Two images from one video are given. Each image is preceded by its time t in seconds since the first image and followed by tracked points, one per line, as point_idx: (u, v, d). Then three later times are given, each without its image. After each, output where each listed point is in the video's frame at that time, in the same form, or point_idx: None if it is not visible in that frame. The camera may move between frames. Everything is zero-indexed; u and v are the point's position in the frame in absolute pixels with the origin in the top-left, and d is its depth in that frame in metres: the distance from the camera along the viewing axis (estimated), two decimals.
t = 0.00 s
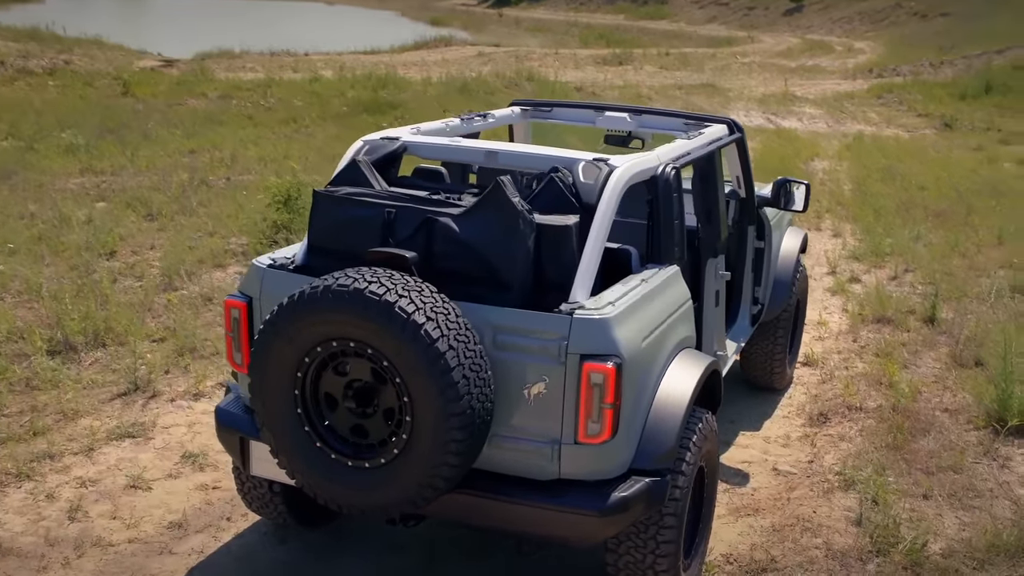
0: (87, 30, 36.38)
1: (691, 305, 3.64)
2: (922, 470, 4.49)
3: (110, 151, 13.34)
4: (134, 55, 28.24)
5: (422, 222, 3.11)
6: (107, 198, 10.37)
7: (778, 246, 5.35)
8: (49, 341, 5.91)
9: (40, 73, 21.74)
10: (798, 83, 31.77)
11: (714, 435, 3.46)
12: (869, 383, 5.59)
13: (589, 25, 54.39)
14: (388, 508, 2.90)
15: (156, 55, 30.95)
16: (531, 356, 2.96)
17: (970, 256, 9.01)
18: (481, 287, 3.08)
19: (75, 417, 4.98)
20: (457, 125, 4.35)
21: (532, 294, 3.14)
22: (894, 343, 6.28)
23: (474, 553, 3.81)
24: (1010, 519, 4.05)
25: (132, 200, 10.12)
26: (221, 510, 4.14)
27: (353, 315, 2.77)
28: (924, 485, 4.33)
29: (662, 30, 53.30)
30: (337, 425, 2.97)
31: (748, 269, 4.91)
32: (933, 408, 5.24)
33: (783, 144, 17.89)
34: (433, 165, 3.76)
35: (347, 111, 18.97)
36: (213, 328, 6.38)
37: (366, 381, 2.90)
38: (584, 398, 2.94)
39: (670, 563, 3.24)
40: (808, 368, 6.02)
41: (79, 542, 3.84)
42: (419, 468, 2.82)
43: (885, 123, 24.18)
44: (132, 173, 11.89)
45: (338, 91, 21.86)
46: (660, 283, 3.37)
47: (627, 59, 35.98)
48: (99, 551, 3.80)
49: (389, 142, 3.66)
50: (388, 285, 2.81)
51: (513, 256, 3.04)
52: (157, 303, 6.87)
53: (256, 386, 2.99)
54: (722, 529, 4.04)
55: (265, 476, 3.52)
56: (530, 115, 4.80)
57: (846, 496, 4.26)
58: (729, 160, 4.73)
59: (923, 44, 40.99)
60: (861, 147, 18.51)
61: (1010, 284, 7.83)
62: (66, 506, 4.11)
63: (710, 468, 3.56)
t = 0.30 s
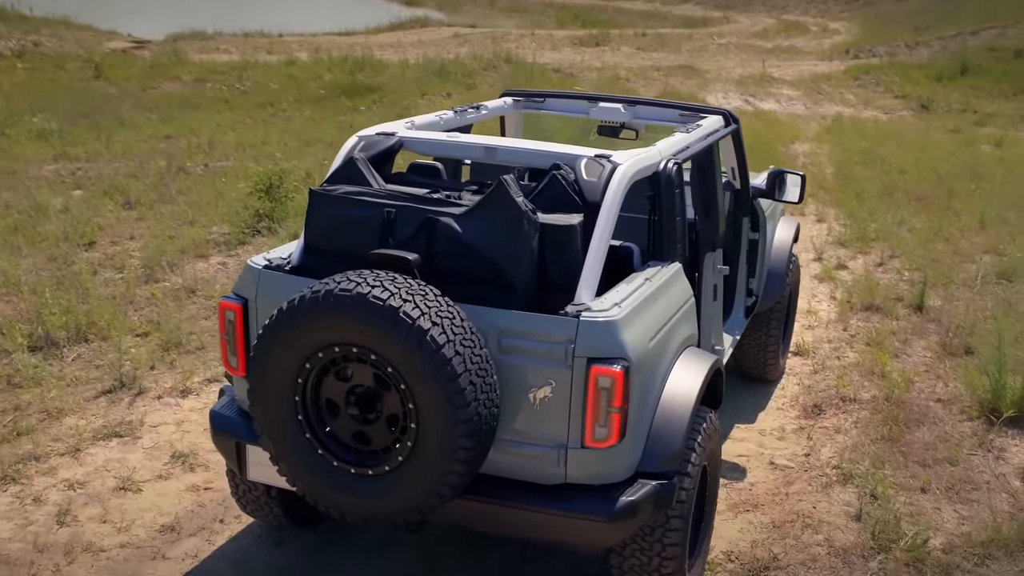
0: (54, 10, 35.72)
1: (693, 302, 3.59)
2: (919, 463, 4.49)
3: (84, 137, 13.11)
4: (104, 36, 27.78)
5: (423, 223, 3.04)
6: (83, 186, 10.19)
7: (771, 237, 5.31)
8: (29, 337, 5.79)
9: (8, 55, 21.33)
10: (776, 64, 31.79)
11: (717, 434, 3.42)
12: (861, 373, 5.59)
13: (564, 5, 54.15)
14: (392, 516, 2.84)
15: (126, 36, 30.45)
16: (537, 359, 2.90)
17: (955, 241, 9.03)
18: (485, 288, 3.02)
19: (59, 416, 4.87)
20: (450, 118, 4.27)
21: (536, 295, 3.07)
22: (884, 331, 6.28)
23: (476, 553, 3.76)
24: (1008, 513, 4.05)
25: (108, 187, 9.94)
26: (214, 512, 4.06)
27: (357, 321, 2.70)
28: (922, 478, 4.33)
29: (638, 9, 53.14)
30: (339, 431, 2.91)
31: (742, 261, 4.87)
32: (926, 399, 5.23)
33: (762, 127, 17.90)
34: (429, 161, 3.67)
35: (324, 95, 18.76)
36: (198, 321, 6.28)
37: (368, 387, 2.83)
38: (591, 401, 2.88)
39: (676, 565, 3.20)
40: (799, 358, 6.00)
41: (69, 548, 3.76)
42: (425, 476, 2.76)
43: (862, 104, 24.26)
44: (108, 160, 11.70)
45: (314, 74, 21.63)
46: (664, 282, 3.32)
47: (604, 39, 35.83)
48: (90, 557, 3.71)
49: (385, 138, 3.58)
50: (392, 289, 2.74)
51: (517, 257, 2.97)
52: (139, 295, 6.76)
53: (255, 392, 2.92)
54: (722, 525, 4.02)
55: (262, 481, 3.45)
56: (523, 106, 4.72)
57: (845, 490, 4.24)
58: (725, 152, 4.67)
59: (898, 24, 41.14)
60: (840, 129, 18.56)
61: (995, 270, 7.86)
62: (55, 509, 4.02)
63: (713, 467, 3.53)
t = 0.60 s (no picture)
0: None
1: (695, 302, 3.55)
2: (915, 457, 4.49)
3: (57, 124, 12.88)
4: (73, 19, 27.32)
5: (425, 225, 2.97)
6: (58, 176, 10.01)
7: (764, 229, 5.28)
8: (11, 336, 5.67)
9: None
10: (752, 47, 31.80)
11: (721, 435, 3.39)
12: (853, 365, 5.58)
13: None
14: (398, 527, 2.78)
15: (95, 18, 29.95)
16: (544, 365, 2.85)
17: (939, 228, 9.06)
18: (489, 292, 2.96)
19: (44, 417, 4.77)
20: (445, 113, 4.20)
21: (541, 299, 3.02)
22: (874, 322, 6.28)
23: (477, 556, 3.71)
24: (1006, 509, 4.06)
25: (84, 177, 9.77)
26: (208, 516, 3.99)
27: (362, 329, 2.63)
28: (920, 473, 4.32)
29: None
30: (343, 440, 2.84)
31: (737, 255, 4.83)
32: (919, 391, 5.24)
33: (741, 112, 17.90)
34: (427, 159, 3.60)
35: (300, 80, 18.56)
36: (182, 317, 6.18)
37: (373, 395, 2.77)
38: (600, 408, 2.84)
39: (683, 569, 3.17)
40: (790, 349, 5.99)
41: (60, 556, 3.67)
42: (431, 486, 2.70)
43: (839, 88, 24.33)
44: (82, 148, 11.50)
45: (289, 59, 21.39)
46: (669, 282, 3.28)
47: (579, 22, 35.68)
48: (82, 566, 3.63)
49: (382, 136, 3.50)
50: (397, 296, 2.68)
51: (523, 261, 2.91)
52: (121, 290, 6.64)
53: (255, 400, 2.85)
54: (722, 523, 3.99)
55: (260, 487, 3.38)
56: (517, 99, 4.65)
57: (844, 486, 4.23)
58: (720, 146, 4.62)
59: (873, 7, 41.26)
60: (818, 114, 18.59)
61: (980, 257, 7.89)
62: (44, 516, 3.93)
63: (716, 468, 3.49)
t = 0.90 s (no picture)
0: None
1: (699, 303, 3.50)
2: (912, 453, 4.50)
3: (29, 114, 12.66)
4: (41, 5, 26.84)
5: (429, 230, 2.92)
6: (33, 167, 9.83)
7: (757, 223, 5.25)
8: None
9: None
10: (727, 32, 31.81)
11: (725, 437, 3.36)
12: (845, 358, 5.59)
13: None
14: (406, 539, 2.73)
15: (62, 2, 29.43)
16: (553, 372, 2.81)
17: (921, 217, 9.10)
18: (496, 298, 2.90)
19: (30, 421, 4.68)
20: (440, 111, 4.13)
21: (547, 305, 2.97)
22: (863, 314, 6.28)
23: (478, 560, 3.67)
24: (1003, 506, 4.08)
25: (60, 169, 9.60)
26: (203, 522, 3.92)
27: (369, 339, 2.58)
28: (917, 469, 4.33)
29: None
30: (349, 451, 2.79)
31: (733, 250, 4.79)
32: (912, 384, 5.25)
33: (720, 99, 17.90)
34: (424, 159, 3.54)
35: (275, 67, 18.35)
36: (167, 315, 6.09)
37: (380, 405, 2.72)
38: (610, 415, 2.80)
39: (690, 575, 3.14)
40: (781, 341, 5.99)
41: (52, 568, 3.59)
42: (440, 498, 2.65)
43: (815, 74, 24.39)
44: (56, 139, 11.30)
45: (263, 45, 21.16)
46: (673, 284, 3.24)
47: (555, 7, 35.52)
48: None
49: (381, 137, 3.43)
50: (405, 305, 2.62)
51: (530, 267, 2.86)
52: (103, 287, 6.52)
53: (257, 411, 2.79)
54: (723, 523, 3.97)
55: (259, 495, 3.32)
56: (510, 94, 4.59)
57: (843, 484, 4.22)
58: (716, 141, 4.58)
59: None
60: (796, 100, 18.63)
61: (964, 246, 7.92)
62: (34, 525, 3.84)
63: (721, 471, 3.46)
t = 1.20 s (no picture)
0: None
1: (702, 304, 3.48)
2: (908, 448, 4.51)
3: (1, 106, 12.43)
4: None
5: (435, 236, 2.87)
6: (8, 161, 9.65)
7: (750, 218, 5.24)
8: None
9: None
10: (703, 18, 31.80)
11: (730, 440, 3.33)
12: (837, 352, 5.60)
13: None
14: (417, 551, 2.70)
15: None
16: (563, 380, 2.78)
17: (904, 207, 9.13)
18: (504, 305, 2.87)
19: (17, 426, 4.58)
20: (435, 109, 4.08)
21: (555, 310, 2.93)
22: (853, 306, 6.30)
23: (478, 563, 3.63)
24: (1001, 502, 4.10)
25: (36, 163, 9.44)
26: (199, 530, 3.87)
27: (380, 350, 2.54)
28: (914, 465, 4.34)
29: None
30: (357, 462, 2.75)
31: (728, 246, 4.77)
32: (904, 377, 5.27)
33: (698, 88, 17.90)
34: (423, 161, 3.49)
35: (251, 56, 18.14)
36: (153, 314, 5.99)
37: (389, 416, 2.68)
38: (620, 423, 2.77)
39: None
40: (772, 334, 5.99)
41: None
42: (452, 510, 2.62)
43: (790, 60, 24.42)
44: (30, 132, 11.10)
45: (237, 33, 20.91)
46: (679, 287, 3.21)
47: None
48: None
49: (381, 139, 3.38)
50: (415, 315, 2.58)
51: (538, 273, 2.82)
52: (86, 286, 6.42)
53: (264, 425, 2.74)
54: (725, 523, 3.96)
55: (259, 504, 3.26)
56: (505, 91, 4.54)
57: (842, 481, 4.23)
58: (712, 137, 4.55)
59: None
60: (774, 87, 18.66)
61: (949, 235, 7.95)
62: (27, 535, 3.77)
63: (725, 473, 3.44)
